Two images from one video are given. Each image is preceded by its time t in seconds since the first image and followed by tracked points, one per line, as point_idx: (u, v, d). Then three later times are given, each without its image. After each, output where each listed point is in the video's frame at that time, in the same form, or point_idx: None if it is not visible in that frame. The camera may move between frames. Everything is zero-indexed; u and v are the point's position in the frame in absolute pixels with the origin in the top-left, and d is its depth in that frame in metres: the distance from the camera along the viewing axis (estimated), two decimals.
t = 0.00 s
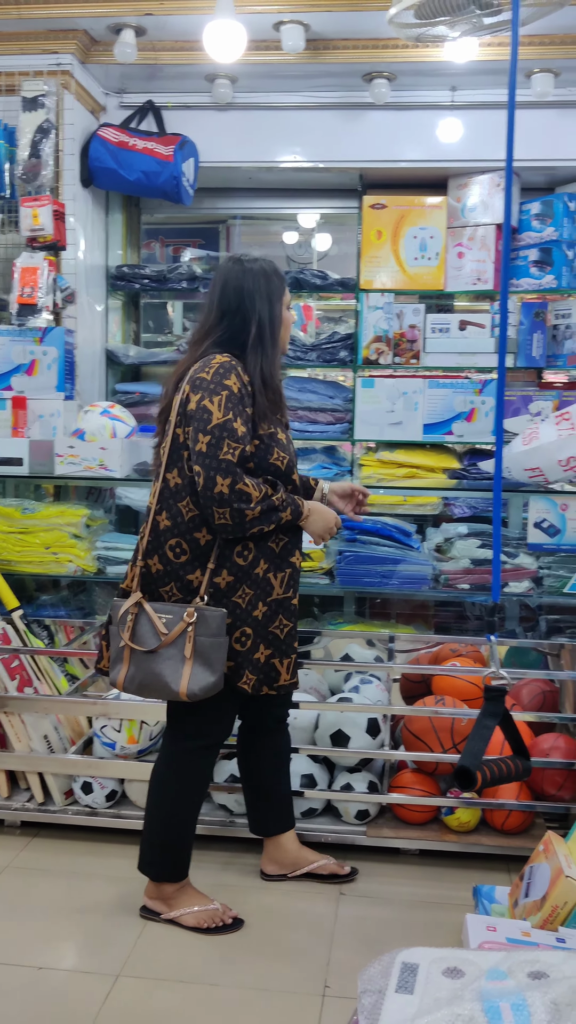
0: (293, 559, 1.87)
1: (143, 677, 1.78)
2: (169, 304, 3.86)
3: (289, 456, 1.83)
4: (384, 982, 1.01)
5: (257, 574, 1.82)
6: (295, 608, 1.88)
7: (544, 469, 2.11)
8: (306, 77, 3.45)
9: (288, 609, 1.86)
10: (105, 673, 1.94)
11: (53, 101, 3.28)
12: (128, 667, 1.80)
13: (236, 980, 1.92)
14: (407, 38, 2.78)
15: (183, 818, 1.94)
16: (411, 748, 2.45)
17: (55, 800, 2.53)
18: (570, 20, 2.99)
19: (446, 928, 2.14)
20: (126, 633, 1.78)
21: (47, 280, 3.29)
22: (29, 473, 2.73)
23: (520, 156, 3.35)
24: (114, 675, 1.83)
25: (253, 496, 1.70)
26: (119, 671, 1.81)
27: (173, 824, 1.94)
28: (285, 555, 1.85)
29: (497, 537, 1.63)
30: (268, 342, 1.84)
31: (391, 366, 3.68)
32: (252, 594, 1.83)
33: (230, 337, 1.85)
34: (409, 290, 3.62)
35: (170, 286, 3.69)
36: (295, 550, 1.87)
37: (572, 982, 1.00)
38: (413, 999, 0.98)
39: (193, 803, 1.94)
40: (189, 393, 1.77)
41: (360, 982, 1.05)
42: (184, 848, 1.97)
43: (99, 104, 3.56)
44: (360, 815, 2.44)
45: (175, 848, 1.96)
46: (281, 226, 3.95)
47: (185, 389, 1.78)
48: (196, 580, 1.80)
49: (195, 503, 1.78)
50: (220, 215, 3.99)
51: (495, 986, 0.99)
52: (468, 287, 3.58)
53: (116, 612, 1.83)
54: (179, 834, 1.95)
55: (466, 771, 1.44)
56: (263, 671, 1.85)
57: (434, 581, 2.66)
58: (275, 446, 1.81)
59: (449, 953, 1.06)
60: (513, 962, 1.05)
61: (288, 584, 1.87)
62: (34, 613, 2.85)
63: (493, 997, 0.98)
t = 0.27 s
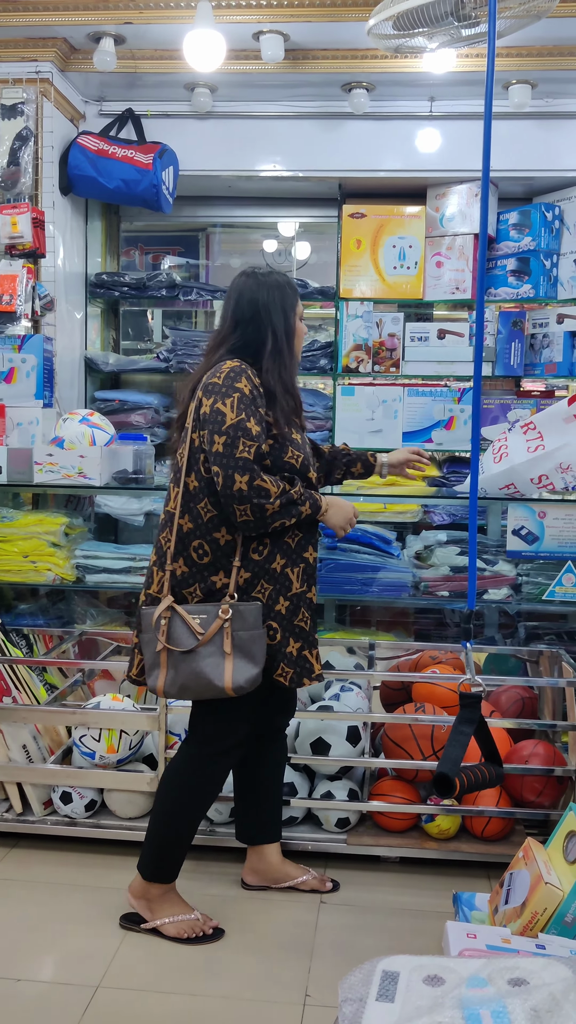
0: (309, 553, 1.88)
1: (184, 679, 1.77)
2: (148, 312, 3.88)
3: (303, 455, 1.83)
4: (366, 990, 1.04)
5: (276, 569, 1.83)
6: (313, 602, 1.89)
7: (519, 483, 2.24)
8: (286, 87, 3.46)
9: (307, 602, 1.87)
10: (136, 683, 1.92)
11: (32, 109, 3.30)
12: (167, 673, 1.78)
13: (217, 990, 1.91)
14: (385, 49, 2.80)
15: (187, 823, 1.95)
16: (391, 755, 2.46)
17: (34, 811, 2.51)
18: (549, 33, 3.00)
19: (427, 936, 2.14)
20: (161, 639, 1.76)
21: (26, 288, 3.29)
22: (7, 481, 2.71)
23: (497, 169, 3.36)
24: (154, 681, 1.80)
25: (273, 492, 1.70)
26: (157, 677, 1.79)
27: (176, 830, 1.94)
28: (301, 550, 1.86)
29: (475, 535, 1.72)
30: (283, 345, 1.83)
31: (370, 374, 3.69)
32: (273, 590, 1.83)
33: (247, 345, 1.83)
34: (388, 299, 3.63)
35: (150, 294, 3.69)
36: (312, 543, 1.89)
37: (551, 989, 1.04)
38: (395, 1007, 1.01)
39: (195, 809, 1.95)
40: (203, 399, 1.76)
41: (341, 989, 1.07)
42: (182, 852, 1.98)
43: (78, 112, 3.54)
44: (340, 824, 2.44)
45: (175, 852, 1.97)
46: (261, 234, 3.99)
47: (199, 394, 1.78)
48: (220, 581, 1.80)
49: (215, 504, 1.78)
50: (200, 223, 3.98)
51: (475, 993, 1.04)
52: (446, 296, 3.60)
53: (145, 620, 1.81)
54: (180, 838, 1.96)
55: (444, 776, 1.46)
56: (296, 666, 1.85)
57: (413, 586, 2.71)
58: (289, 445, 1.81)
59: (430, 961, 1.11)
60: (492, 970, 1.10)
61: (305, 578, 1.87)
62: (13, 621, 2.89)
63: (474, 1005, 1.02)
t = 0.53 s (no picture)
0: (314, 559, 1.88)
1: (206, 666, 1.77)
2: (133, 318, 3.87)
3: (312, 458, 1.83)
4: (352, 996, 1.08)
5: (280, 567, 1.83)
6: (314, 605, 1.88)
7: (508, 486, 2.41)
8: (271, 94, 3.46)
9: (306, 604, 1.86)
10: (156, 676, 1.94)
11: (17, 115, 3.28)
12: (188, 662, 1.78)
13: (203, 998, 1.91)
14: (370, 57, 2.80)
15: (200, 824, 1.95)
16: (376, 761, 2.46)
17: (18, 819, 2.49)
18: (533, 42, 3.01)
19: (412, 941, 2.13)
20: (184, 628, 1.77)
21: (11, 293, 3.29)
22: None
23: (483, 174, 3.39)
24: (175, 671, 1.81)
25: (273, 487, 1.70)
26: (178, 665, 1.79)
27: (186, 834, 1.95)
28: (304, 552, 1.86)
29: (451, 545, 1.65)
30: (299, 353, 1.85)
31: (356, 380, 3.71)
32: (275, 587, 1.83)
33: (270, 356, 1.85)
34: (373, 305, 3.66)
35: (135, 300, 3.68)
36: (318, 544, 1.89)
37: (537, 994, 1.09)
38: (380, 1012, 1.05)
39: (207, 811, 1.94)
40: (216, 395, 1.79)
41: (328, 996, 1.11)
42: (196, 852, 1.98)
43: (63, 117, 3.54)
44: (326, 829, 2.44)
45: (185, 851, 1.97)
46: (247, 241, 3.99)
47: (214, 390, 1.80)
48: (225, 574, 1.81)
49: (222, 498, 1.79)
50: (185, 229, 3.99)
51: (461, 998, 1.08)
52: (431, 303, 3.61)
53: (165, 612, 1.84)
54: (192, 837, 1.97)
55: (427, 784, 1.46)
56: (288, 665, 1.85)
57: (399, 592, 2.72)
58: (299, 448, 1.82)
59: (416, 968, 1.15)
60: (479, 974, 1.15)
61: (307, 580, 1.86)
62: None
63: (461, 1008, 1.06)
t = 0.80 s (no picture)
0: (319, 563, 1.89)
1: (210, 660, 1.78)
2: (123, 320, 3.87)
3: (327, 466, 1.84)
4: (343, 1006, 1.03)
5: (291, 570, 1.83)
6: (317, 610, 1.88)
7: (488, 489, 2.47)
8: (261, 97, 3.46)
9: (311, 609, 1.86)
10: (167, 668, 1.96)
11: (7, 117, 3.28)
12: (189, 656, 1.81)
13: (194, 1001, 1.90)
14: (360, 60, 2.81)
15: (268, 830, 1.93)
16: (368, 763, 2.46)
17: (9, 823, 2.49)
18: (523, 46, 3.01)
19: (404, 943, 2.14)
20: (192, 622, 1.79)
21: None
22: None
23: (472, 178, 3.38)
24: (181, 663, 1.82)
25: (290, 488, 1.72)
26: (187, 658, 1.81)
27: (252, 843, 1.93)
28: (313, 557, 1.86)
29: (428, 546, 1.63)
30: (321, 361, 1.86)
31: (347, 383, 3.70)
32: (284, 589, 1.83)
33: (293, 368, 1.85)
34: (363, 308, 3.64)
35: (125, 302, 3.67)
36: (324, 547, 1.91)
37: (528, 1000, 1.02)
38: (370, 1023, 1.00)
39: (272, 815, 1.93)
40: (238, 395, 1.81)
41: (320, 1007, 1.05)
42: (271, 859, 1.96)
43: (53, 120, 3.54)
44: (318, 832, 2.44)
45: (256, 863, 1.95)
46: (237, 243, 3.98)
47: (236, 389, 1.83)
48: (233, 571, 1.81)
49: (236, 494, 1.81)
50: (176, 231, 3.98)
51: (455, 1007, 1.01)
52: (421, 306, 3.62)
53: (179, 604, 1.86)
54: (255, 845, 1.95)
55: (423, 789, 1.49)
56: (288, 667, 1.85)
57: (389, 594, 2.73)
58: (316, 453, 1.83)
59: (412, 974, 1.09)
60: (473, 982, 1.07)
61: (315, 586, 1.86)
62: None
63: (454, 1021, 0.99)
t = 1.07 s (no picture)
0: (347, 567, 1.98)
1: (240, 676, 1.85)
2: (117, 324, 3.85)
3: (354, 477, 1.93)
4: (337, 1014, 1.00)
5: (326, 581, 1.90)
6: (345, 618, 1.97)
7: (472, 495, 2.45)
8: (254, 100, 3.45)
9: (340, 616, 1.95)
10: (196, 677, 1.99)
11: None
12: (224, 671, 1.86)
13: (189, 1005, 1.90)
14: (353, 63, 2.81)
15: (324, 828, 2.02)
16: (362, 767, 2.45)
17: (2, 827, 2.48)
18: (515, 49, 3.02)
19: (398, 946, 2.13)
20: (222, 637, 1.84)
21: None
22: None
23: (466, 180, 3.39)
24: (208, 677, 1.87)
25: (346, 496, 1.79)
26: (214, 673, 1.87)
27: (307, 841, 2.01)
28: (342, 568, 1.95)
29: (440, 557, 1.66)
30: (347, 372, 1.93)
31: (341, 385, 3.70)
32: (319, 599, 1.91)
33: (309, 371, 1.92)
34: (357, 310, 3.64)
35: (119, 305, 3.67)
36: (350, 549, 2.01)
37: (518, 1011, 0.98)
38: None
39: (324, 814, 2.02)
40: (268, 407, 1.84)
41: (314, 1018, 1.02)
42: (332, 858, 2.04)
43: (46, 123, 3.54)
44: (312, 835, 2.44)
45: (316, 863, 2.02)
46: (230, 246, 3.98)
47: (265, 401, 1.86)
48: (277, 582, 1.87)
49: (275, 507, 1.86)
50: (169, 234, 3.98)
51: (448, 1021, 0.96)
52: (414, 308, 3.63)
53: (207, 617, 1.89)
54: (299, 847, 2.03)
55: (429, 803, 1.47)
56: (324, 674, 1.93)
57: (383, 596, 2.73)
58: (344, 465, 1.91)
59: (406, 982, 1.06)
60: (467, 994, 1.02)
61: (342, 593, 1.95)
62: None
63: None
